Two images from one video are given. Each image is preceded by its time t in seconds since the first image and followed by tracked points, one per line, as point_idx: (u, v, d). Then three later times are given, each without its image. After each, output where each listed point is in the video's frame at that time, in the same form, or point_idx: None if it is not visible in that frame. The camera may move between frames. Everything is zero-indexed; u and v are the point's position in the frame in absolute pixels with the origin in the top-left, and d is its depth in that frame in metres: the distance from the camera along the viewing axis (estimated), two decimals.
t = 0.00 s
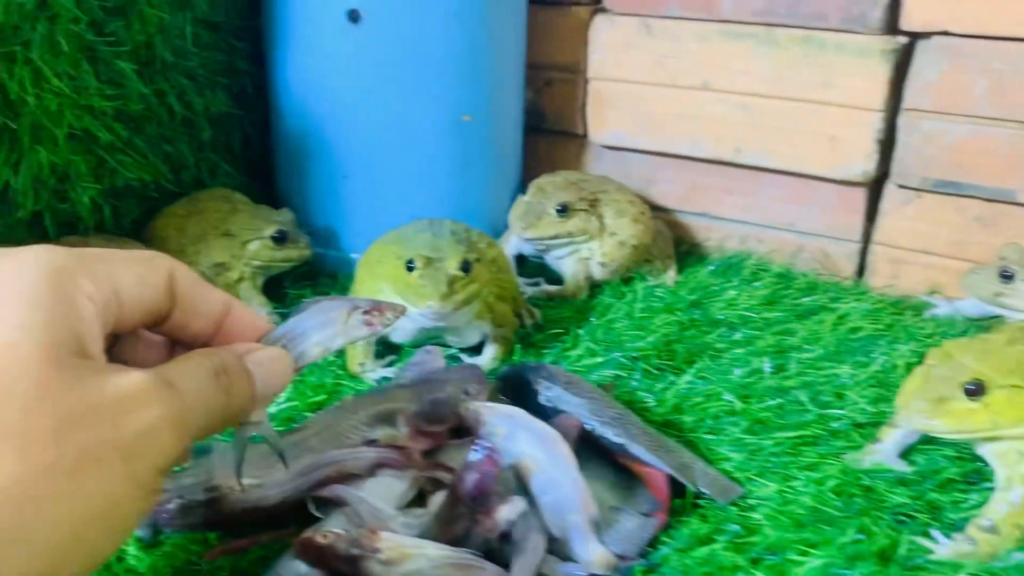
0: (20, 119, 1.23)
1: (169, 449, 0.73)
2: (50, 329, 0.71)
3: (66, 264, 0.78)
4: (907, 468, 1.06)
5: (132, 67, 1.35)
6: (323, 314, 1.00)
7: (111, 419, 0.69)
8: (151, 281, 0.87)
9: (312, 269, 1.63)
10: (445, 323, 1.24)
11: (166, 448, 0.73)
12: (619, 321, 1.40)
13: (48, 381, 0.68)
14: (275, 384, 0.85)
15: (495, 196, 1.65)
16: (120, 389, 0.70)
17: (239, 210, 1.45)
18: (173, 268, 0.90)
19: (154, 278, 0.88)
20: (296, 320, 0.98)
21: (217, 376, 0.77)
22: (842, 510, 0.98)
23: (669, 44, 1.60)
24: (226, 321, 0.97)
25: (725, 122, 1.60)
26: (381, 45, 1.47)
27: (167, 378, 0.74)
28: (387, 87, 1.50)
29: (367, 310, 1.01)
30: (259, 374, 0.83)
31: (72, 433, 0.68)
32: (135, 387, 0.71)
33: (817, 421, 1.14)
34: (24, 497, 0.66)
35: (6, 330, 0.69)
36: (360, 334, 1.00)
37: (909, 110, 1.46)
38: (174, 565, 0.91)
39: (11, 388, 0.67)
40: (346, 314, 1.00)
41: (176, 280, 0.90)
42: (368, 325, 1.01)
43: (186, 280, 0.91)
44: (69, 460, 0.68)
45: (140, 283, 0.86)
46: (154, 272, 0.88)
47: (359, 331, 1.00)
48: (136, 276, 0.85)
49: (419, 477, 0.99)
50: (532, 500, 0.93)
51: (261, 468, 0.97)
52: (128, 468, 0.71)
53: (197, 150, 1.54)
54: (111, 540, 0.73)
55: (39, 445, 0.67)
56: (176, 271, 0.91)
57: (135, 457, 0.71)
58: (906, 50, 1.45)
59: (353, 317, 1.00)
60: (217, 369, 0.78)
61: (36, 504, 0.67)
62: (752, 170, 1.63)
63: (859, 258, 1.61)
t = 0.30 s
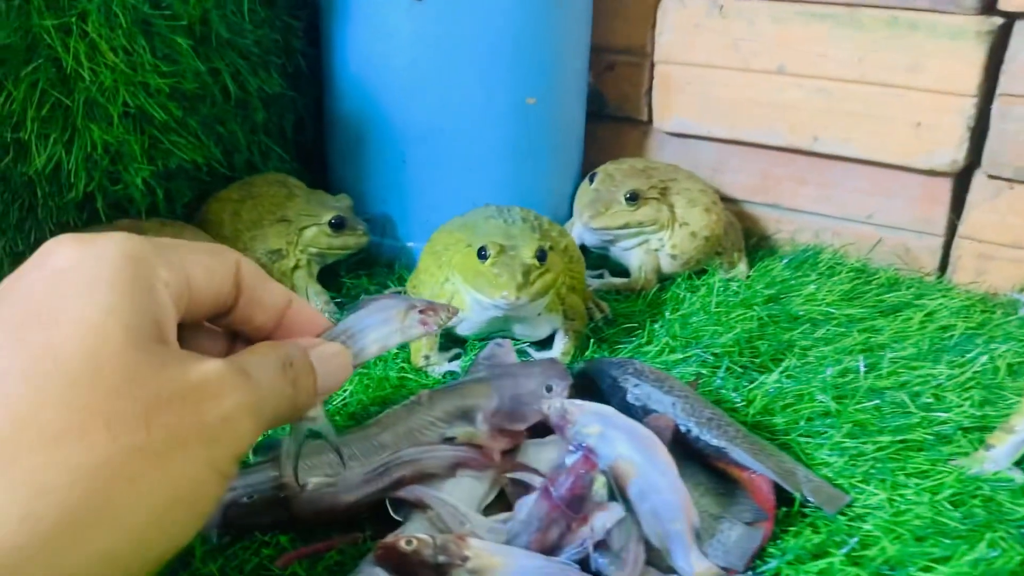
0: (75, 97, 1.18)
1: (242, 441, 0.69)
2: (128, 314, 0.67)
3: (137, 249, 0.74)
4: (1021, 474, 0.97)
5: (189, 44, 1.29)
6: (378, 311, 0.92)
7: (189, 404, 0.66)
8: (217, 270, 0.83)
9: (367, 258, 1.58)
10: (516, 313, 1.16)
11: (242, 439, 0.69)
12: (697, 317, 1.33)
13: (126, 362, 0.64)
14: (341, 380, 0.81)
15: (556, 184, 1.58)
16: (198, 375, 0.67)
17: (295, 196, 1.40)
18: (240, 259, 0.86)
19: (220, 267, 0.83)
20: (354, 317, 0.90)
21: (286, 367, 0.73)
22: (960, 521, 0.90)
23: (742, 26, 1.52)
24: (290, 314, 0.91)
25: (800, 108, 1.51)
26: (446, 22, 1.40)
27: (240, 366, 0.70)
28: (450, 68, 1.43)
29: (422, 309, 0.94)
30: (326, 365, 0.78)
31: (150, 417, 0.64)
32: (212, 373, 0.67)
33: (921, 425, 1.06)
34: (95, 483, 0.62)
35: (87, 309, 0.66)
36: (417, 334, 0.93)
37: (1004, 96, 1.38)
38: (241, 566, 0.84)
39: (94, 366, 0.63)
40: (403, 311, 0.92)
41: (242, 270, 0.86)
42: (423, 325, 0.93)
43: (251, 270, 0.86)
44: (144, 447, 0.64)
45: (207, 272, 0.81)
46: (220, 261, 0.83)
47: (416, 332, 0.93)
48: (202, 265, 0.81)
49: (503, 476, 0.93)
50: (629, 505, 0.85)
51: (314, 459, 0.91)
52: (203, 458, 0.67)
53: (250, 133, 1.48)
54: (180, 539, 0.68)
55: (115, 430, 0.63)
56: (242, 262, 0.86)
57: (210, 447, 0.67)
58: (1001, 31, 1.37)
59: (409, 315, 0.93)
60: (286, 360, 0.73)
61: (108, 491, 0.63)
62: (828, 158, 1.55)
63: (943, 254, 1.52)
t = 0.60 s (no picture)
0: (81, 100, 1.13)
1: (284, 482, 0.67)
2: (173, 356, 0.63)
3: (177, 286, 0.70)
4: None
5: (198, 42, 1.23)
6: (404, 341, 0.93)
7: (239, 449, 0.63)
8: (250, 304, 0.79)
9: (381, 266, 1.53)
10: (542, 327, 1.10)
11: (285, 479, 0.66)
12: (728, 329, 1.27)
13: (177, 409, 0.60)
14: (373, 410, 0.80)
15: (576, 188, 1.54)
16: (244, 417, 0.64)
17: (309, 201, 1.36)
18: (272, 292, 0.82)
19: (254, 302, 0.79)
20: (382, 347, 0.92)
21: (319, 403, 0.72)
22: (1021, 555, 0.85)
23: (772, 24, 1.46)
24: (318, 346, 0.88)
25: (833, 110, 1.45)
26: (465, 21, 1.35)
27: (279, 406, 0.68)
28: (470, 68, 1.38)
29: (449, 337, 0.95)
30: (357, 398, 0.78)
31: (202, 466, 0.60)
32: (257, 415, 0.65)
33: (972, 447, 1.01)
34: (149, 538, 0.57)
35: (131, 353, 0.61)
36: (444, 362, 0.94)
37: None
38: None
39: (144, 414, 0.59)
40: (430, 340, 0.94)
41: (274, 303, 0.82)
42: (450, 352, 0.95)
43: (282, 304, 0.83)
44: (197, 496, 0.60)
45: (242, 308, 0.78)
46: (254, 296, 0.80)
47: (443, 359, 0.94)
48: (236, 300, 0.77)
49: (532, 503, 0.88)
50: (670, 539, 0.81)
51: (345, 484, 0.87)
52: (251, 503, 0.63)
53: (260, 136, 1.43)
54: None
55: (168, 481, 0.59)
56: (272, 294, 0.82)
57: (257, 492, 0.64)
58: None
59: (436, 344, 0.94)
60: (319, 396, 0.72)
61: (159, 546, 0.58)
62: (861, 162, 1.50)
63: (980, 262, 1.48)
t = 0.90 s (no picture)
0: (75, 100, 1.11)
1: (313, 501, 0.64)
2: (199, 377, 0.61)
3: (197, 305, 0.68)
4: None
5: (196, 40, 1.21)
6: (419, 348, 0.91)
7: (268, 470, 0.61)
8: (268, 319, 0.77)
9: (383, 268, 1.51)
10: (547, 332, 1.08)
11: (315, 498, 0.64)
12: (737, 331, 1.25)
13: (206, 432, 0.59)
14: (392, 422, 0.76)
15: (582, 187, 1.52)
16: (271, 437, 0.62)
17: (309, 202, 1.34)
18: (288, 305, 0.80)
19: (271, 316, 0.78)
20: (396, 356, 0.89)
21: (342, 415, 0.68)
22: None
23: (780, 20, 1.43)
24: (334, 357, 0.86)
25: (843, 107, 1.43)
26: (467, 18, 1.32)
27: (304, 422, 0.65)
28: (474, 66, 1.35)
29: (463, 343, 0.93)
30: (377, 407, 0.74)
31: (234, 489, 0.59)
32: (282, 435, 0.62)
33: (989, 453, 0.98)
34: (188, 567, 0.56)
35: (156, 376, 0.60)
36: (459, 368, 0.92)
37: None
38: None
39: (174, 438, 0.57)
40: (444, 346, 0.91)
41: (289, 316, 0.80)
42: (464, 358, 0.92)
43: (298, 316, 0.81)
44: (229, 520, 0.58)
45: (261, 322, 0.76)
46: (270, 310, 0.78)
47: (458, 365, 0.92)
48: (254, 314, 0.75)
49: (537, 512, 0.85)
50: (680, 551, 0.78)
51: (364, 489, 0.86)
52: (282, 525, 0.62)
53: (260, 135, 1.41)
54: None
55: (202, 505, 0.57)
56: (288, 308, 0.81)
57: (288, 513, 0.62)
58: None
59: (451, 349, 0.92)
60: (340, 408, 0.69)
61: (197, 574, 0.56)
62: (870, 160, 1.47)
63: (993, 261, 1.45)
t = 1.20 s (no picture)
0: (75, 105, 1.12)
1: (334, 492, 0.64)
2: (225, 371, 0.59)
3: (215, 299, 0.66)
4: None
5: (195, 45, 1.22)
6: (428, 335, 0.93)
7: (290, 461, 0.59)
8: (282, 311, 0.74)
9: (383, 271, 1.52)
10: (544, 335, 1.08)
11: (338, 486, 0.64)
12: (735, 334, 1.25)
13: (235, 424, 0.57)
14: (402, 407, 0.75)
15: (581, 190, 1.52)
16: (292, 428, 0.60)
17: (309, 205, 1.34)
18: (299, 295, 0.78)
19: (285, 307, 0.75)
20: (406, 342, 0.91)
21: (356, 405, 0.67)
22: None
23: (779, 21, 1.43)
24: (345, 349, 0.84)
25: (843, 109, 1.43)
26: (466, 22, 1.32)
27: (322, 412, 0.63)
28: (472, 69, 1.36)
29: (470, 328, 0.95)
30: (391, 396, 0.73)
31: (261, 480, 0.58)
32: (302, 426, 0.61)
33: (985, 456, 0.99)
34: (219, 557, 0.55)
35: (183, 369, 0.58)
36: (467, 353, 0.94)
37: None
38: None
39: (207, 431, 0.56)
40: (452, 332, 0.93)
41: (302, 307, 0.78)
42: (472, 344, 0.95)
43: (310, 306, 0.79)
44: (259, 510, 0.57)
45: (276, 314, 0.73)
46: (284, 301, 0.75)
47: (466, 350, 0.95)
48: (268, 306, 0.73)
49: (532, 518, 0.86)
50: (675, 556, 0.79)
51: (385, 486, 0.89)
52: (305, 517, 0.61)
53: (260, 138, 1.41)
54: None
55: (232, 496, 0.56)
56: (299, 299, 0.78)
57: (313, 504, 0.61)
58: None
59: (458, 335, 0.94)
60: (354, 398, 0.67)
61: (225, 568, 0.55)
62: (868, 162, 1.47)
63: (993, 262, 1.45)
